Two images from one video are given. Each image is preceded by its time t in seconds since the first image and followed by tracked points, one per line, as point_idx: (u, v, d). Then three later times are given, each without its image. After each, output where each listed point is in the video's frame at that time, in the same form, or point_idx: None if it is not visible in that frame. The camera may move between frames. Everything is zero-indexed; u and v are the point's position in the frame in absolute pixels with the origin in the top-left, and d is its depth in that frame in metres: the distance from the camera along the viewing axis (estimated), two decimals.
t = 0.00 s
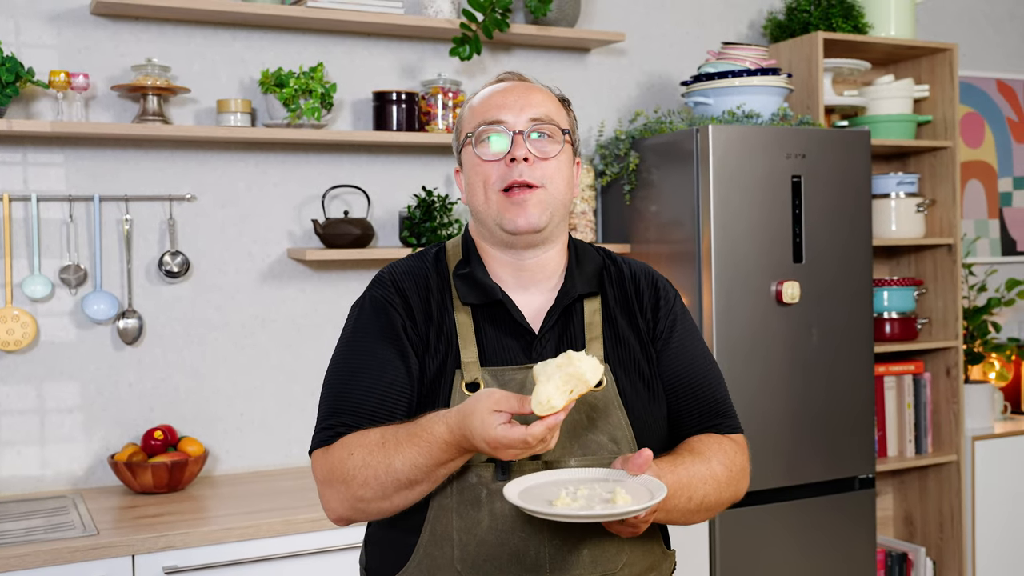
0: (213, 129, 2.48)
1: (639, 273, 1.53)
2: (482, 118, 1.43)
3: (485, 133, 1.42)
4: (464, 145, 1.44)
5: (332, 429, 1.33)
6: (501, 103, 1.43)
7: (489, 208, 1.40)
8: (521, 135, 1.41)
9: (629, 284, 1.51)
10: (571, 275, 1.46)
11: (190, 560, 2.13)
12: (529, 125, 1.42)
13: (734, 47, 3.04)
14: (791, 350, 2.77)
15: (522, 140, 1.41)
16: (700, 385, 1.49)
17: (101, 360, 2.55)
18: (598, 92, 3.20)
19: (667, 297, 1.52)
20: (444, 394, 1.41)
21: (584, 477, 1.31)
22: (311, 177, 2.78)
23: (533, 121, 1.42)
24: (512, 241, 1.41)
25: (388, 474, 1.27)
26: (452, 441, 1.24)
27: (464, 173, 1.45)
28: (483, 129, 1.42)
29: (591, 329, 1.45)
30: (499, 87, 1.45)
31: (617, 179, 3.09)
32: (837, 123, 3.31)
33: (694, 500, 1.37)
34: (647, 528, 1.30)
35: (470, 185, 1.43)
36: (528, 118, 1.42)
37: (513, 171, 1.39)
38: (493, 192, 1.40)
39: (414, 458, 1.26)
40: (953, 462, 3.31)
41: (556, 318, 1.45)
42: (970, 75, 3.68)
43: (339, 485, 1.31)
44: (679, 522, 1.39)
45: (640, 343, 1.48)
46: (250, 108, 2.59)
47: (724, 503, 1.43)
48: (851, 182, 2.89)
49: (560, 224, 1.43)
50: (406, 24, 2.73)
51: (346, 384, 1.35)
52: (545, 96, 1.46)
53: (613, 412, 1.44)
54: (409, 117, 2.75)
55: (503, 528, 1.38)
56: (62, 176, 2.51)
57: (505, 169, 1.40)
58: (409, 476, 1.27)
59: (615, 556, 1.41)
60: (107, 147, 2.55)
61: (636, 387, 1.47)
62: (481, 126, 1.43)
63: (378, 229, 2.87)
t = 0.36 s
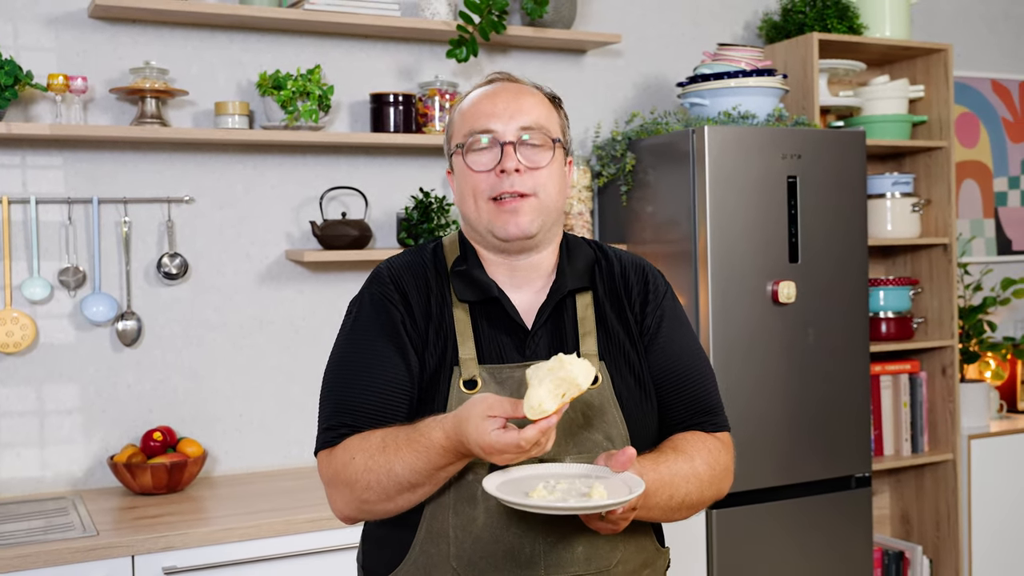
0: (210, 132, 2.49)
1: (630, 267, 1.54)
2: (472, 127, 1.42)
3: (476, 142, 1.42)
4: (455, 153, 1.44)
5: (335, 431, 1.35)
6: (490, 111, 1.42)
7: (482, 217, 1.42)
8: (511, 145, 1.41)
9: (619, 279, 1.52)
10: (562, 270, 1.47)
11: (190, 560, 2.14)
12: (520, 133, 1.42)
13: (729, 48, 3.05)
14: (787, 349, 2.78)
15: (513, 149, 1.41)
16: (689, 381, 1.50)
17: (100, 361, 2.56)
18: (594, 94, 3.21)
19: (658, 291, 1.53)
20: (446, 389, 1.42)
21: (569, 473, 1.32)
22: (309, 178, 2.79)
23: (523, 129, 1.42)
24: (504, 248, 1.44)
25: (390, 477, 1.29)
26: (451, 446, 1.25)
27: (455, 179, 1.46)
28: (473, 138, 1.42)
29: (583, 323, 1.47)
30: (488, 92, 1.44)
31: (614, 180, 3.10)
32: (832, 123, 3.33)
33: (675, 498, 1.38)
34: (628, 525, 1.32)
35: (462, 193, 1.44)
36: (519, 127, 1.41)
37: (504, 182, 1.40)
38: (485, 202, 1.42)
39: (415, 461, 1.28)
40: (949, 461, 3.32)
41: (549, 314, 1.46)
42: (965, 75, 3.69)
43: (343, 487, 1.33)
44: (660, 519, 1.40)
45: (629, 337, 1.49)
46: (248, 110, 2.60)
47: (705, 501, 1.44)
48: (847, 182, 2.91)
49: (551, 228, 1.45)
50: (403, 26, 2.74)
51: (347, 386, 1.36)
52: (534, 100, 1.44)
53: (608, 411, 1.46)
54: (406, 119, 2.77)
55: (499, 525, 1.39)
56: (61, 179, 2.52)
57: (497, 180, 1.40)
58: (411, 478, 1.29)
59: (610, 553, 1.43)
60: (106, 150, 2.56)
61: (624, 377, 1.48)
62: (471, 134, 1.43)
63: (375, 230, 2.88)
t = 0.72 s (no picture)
0: (208, 133, 2.50)
1: (626, 275, 1.56)
2: (476, 152, 1.39)
3: (479, 168, 1.40)
4: (457, 172, 1.42)
5: (318, 434, 1.36)
6: (495, 136, 1.38)
7: (484, 239, 1.43)
8: (517, 176, 1.39)
9: (617, 285, 1.54)
10: (560, 275, 1.48)
11: (188, 559, 2.15)
12: (525, 163, 1.39)
13: (724, 49, 3.07)
14: (782, 348, 2.80)
15: (519, 181, 1.39)
16: (689, 383, 1.52)
17: (98, 362, 2.57)
18: (590, 94, 3.22)
19: (654, 297, 1.56)
20: (431, 396, 1.43)
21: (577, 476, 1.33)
22: (307, 179, 2.80)
23: (529, 157, 1.39)
24: (504, 267, 1.46)
25: (370, 481, 1.30)
26: (430, 452, 1.27)
27: (457, 195, 1.44)
28: (478, 165, 1.39)
29: (579, 326, 1.48)
30: (493, 112, 1.39)
31: (610, 180, 3.12)
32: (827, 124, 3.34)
33: (686, 496, 1.40)
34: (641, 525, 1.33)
35: (462, 211, 1.44)
36: (525, 155, 1.38)
37: (508, 213, 1.40)
38: (488, 227, 1.42)
39: (395, 467, 1.29)
40: (944, 460, 3.34)
41: (544, 317, 1.47)
42: (960, 76, 3.71)
43: (323, 490, 1.34)
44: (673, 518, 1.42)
45: (631, 342, 1.51)
46: (245, 112, 2.61)
47: (716, 499, 1.46)
48: (842, 183, 2.92)
49: (549, 244, 1.47)
50: (400, 27, 2.75)
51: (331, 391, 1.38)
52: (540, 120, 1.40)
53: (601, 409, 1.46)
54: (403, 120, 2.78)
55: (493, 522, 1.40)
56: (59, 180, 2.53)
57: (501, 210, 1.40)
58: (390, 484, 1.30)
59: (604, 551, 1.44)
60: (104, 151, 2.57)
61: (628, 386, 1.49)
62: (475, 160, 1.39)
63: (372, 231, 2.89)
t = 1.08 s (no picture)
0: (205, 134, 2.50)
1: (621, 275, 1.57)
2: (481, 159, 1.40)
3: (484, 175, 1.41)
4: (462, 178, 1.43)
5: (310, 435, 1.37)
6: (501, 143, 1.39)
7: (486, 245, 1.44)
8: (521, 184, 1.40)
9: (613, 285, 1.55)
10: (556, 276, 1.49)
11: (186, 559, 2.16)
12: (530, 171, 1.40)
13: (721, 49, 3.08)
14: (778, 348, 2.81)
15: (523, 189, 1.40)
16: (685, 381, 1.53)
17: (96, 362, 2.58)
18: (587, 95, 3.23)
19: (650, 297, 1.57)
20: (425, 399, 1.44)
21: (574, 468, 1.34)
22: (304, 180, 2.81)
23: (534, 166, 1.40)
24: (504, 272, 1.46)
25: (360, 482, 1.31)
26: (421, 454, 1.28)
27: (460, 201, 1.45)
28: (483, 172, 1.40)
29: (574, 326, 1.49)
30: (499, 120, 1.40)
31: (607, 180, 3.13)
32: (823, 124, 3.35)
33: (684, 488, 1.41)
34: (638, 517, 1.32)
35: (465, 216, 1.45)
36: (530, 163, 1.39)
37: (511, 221, 1.40)
38: (490, 233, 1.42)
39: (386, 468, 1.30)
40: (940, 459, 3.35)
41: (540, 317, 1.48)
42: (956, 76, 3.72)
43: (313, 490, 1.34)
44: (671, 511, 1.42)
45: (627, 340, 1.52)
46: (243, 112, 2.61)
47: (713, 492, 1.47)
48: (838, 183, 2.93)
49: (549, 250, 1.48)
50: (397, 28, 2.76)
51: (324, 392, 1.39)
52: (546, 128, 1.41)
53: (597, 406, 1.47)
54: (400, 121, 2.79)
55: (489, 517, 1.41)
56: (57, 181, 2.53)
57: (504, 218, 1.41)
58: (380, 485, 1.31)
59: (600, 547, 1.44)
60: (102, 152, 2.57)
61: (624, 384, 1.50)
62: (480, 166, 1.40)
63: (370, 232, 2.90)
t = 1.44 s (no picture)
0: (204, 134, 2.50)
1: (622, 277, 1.58)
2: (483, 155, 1.40)
3: (486, 171, 1.41)
4: (463, 174, 1.43)
5: (311, 429, 1.37)
6: (504, 141, 1.40)
7: (485, 241, 1.44)
8: (522, 181, 1.40)
9: (613, 286, 1.55)
10: (556, 276, 1.50)
11: (184, 559, 2.16)
12: (532, 169, 1.40)
13: (719, 50, 3.08)
14: (776, 348, 2.81)
15: (524, 186, 1.40)
16: (683, 383, 1.54)
17: (94, 362, 2.58)
18: (585, 95, 3.24)
19: (650, 299, 1.57)
20: (425, 396, 1.44)
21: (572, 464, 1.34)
22: (302, 180, 2.81)
23: (535, 164, 1.40)
24: (502, 269, 1.47)
25: (361, 472, 1.31)
26: (420, 437, 1.27)
27: (460, 196, 1.46)
28: (485, 168, 1.41)
29: (573, 327, 1.49)
30: (503, 117, 1.40)
31: (605, 181, 3.13)
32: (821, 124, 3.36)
33: (681, 487, 1.41)
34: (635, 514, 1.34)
35: (465, 211, 1.45)
36: (531, 161, 1.40)
37: (511, 218, 1.41)
38: (490, 230, 1.43)
39: (387, 457, 1.30)
40: (938, 459, 3.35)
41: (539, 316, 1.48)
42: (954, 76, 3.73)
43: (314, 483, 1.34)
44: (667, 510, 1.43)
45: (627, 341, 1.52)
46: (241, 112, 2.61)
47: (710, 493, 1.47)
48: (836, 183, 2.94)
49: (548, 247, 1.48)
50: (396, 29, 2.76)
51: (325, 388, 1.39)
52: (548, 127, 1.42)
53: (596, 405, 1.47)
54: (399, 121, 2.79)
55: (487, 514, 1.41)
56: (56, 181, 2.53)
57: (504, 214, 1.41)
58: (380, 475, 1.31)
59: (597, 545, 1.44)
60: (101, 152, 2.57)
61: (623, 384, 1.50)
62: (482, 163, 1.41)
63: (368, 231, 2.90)
